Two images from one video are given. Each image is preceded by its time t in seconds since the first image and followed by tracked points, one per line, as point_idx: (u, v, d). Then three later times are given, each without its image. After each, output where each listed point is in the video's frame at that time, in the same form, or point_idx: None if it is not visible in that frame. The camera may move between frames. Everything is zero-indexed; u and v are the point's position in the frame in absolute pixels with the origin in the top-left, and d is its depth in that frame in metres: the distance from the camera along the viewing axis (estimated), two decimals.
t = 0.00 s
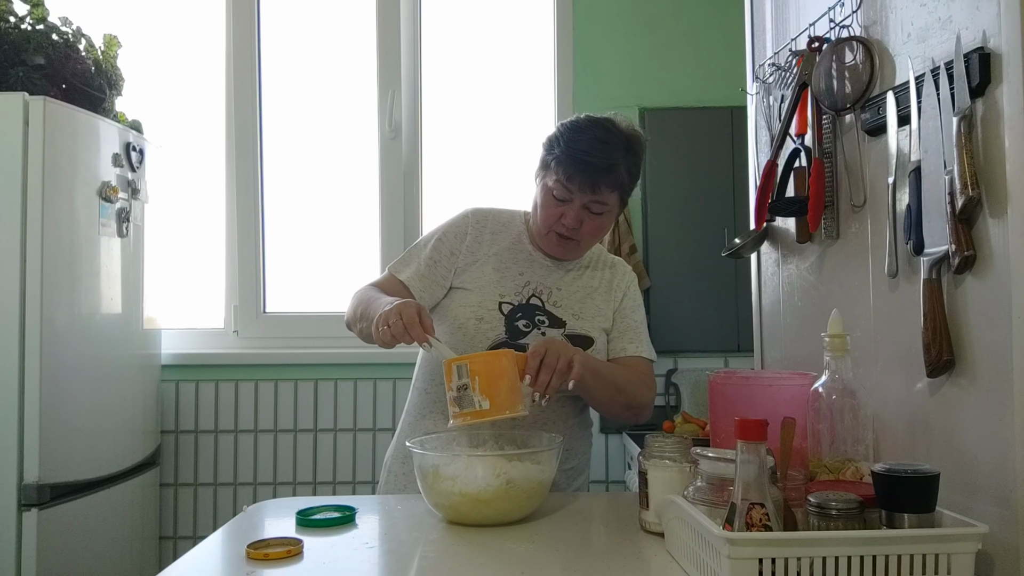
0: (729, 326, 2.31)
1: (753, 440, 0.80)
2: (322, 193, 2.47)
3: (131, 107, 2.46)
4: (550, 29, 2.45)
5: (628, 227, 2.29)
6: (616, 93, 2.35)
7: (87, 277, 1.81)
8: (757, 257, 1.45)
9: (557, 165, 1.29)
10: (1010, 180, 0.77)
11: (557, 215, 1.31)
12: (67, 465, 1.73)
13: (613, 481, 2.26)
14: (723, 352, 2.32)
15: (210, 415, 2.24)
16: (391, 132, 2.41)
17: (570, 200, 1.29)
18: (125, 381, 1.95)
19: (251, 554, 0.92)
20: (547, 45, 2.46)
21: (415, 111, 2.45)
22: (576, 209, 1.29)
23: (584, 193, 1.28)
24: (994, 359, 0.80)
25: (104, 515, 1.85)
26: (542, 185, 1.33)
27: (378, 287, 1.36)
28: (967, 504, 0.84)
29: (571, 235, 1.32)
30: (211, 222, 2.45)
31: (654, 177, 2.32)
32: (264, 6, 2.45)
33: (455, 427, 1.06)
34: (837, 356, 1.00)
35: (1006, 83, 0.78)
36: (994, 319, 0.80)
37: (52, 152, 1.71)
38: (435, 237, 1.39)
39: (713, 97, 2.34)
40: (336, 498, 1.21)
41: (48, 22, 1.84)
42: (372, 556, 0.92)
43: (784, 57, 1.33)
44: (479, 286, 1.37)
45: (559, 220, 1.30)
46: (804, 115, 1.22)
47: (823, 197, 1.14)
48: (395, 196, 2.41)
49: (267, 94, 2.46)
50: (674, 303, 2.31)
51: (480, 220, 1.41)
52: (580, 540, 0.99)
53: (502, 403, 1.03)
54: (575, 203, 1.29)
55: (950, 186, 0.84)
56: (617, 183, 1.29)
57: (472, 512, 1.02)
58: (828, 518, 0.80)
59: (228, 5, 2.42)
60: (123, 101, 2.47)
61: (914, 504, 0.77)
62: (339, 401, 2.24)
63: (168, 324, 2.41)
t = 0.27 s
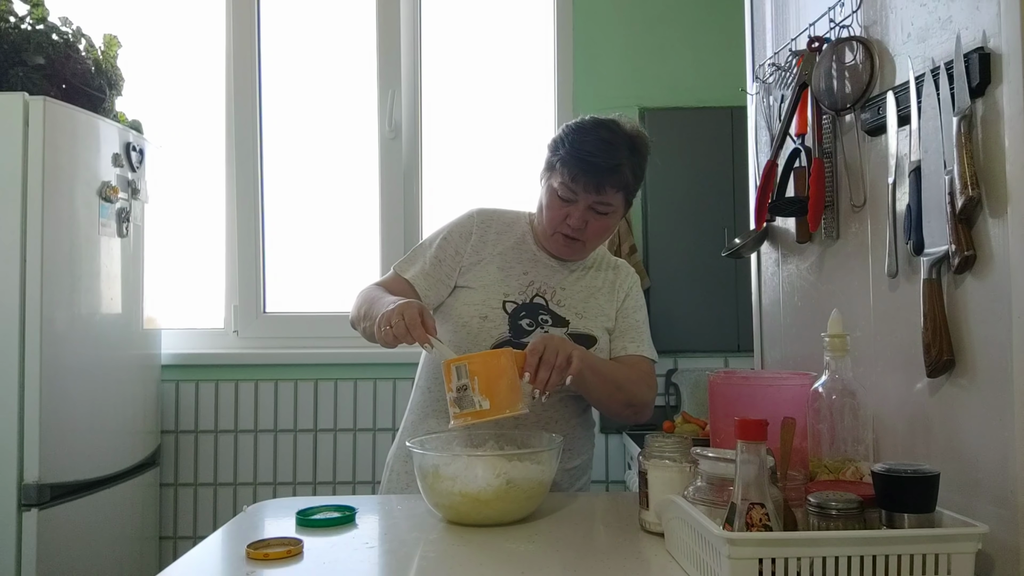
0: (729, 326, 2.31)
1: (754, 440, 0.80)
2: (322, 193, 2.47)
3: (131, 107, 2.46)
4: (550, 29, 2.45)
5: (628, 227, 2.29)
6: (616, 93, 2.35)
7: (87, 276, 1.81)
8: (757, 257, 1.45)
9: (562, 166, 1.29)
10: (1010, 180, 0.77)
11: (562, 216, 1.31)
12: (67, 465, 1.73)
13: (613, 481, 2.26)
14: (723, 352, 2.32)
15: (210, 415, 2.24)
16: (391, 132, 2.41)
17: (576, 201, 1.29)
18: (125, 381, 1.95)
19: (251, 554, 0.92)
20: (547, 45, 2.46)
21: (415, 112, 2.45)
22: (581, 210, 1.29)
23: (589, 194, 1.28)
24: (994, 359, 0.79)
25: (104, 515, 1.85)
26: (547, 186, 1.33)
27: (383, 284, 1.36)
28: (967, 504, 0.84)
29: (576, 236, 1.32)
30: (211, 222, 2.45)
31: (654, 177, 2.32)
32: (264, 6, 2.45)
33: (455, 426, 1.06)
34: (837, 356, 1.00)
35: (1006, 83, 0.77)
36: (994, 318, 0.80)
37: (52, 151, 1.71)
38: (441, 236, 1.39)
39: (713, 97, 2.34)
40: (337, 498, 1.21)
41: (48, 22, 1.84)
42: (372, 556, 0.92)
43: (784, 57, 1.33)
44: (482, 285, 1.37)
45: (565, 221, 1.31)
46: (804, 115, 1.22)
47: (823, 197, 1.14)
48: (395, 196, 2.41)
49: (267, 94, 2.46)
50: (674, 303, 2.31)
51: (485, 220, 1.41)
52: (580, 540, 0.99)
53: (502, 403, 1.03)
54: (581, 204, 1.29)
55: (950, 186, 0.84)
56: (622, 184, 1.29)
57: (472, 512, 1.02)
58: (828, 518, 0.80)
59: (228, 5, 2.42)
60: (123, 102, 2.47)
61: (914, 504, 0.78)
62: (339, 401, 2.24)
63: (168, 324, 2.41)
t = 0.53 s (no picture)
0: (729, 326, 2.31)
1: (754, 440, 0.80)
2: (322, 193, 2.47)
3: (131, 107, 2.46)
4: (550, 29, 2.45)
5: (628, 227, 2.29)
6: (616, 93, 2.35)
7: (87, 277, 1.81)
8: (757, 257, 1.45)
9: (566, 167, 1.29)
10: (1010, 180, 0.77)
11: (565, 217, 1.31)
12: (67, 465, 1.73)
13: (613, 481, 2.26)
14: (723, 352, 2.32)
15: (210, 415, 2.24)
16: (391, 132, 2.41)
17: (579, 201, 1.29)
18: (125, 381, 1.95)
19: (251, 554, 0.92)
20: (547, 44, 2.46)
21: (415, 111, 2.45)
22: (585, 211, 1.29)
23: (592, 194, 1.28)
24: (994, 359, 0.79)
25: (104, 515, 1.85)
26: (550, 186, 1.33)
27: (385, 283, 1.36)
28: (967, 504, 0.84)
29: (579, 236, 1.32)
30: (211, 222, 2.45)
31: (654, 177, 2.32)
32: (263, 6, 2.45)
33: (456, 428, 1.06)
34: (837, 356, 1.00)
35: (1006, 83, 0.77)
36: (994, 318, 0.80)
37: (52, 151, 1.71)
38: (444, 235, 1.39)
39: (713, 97, 2.34)
40: (337, 498, 1.21)
41: (48, 22, 1.84)
42: (372, 556, 0.93)
43: (784, 57, 1.33)
44: (484, 284, 1.37)
45: (568, 221, 1.31)
46: (804, 115, 1.22)
47: (823, 197, 1.14)
48: (395, 197, 2.41)
49: (267, 94, 2.46)
50: (674, 303, 2.31)
51: (488, 220, 1.41)
52: (581, 540, 0.99)
53: (503, 405, 1.03)
54: (584, 204, 1.29)
55: (950, 186, 0.84)
56: (625, 184, 1.29)
57: (472, 512, 1.02)
58: (828, 518, 0.80)
59: (228, 5, 2.42)
60: (123, 102, 2.47)
61: (914, 504, 0.78)
62: (339, 401, 2.24)
63: (168, 324, 2.41)
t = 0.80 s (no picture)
0: (729, 326, 2.31)
1: (754, 440, 0.80)
2: (322, 193, 2.47)
3: (131, 107, 2.46)
4: (550, 29, 2.45)
5: (628, 227, 2.29)
6: (616, 93, 2.35)
7: (87, 277, 1.81)
8: (757, 257, 1.44)
9: (565, 167, 1.29)
10: (1010, 181, 0.77)
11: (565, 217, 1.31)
12: (67, 465, 1.73)
13: (613, 481, 2.26)
14: (723, 352, 2.32)
15: (210, 415, 2.24)
16: (391, 132, 2.41)
17: (579, 201, 1.29)
18: (125, 381, 1.95)
19: (251, 554, 0.92)
20: (547, 44, 2.46)
21: (415, 111, 2.45)
22: (585, 210, 1.29)
23: (593, 194, 1.28)
24: (994, 359, 0.79)
25: (104, 515, 1.85)
26: (550, 186, 1.33)
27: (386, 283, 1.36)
28: (967, 504, 0.84)
29: (579, 236, 1.32)
30: (211, 222, 2.45)
31: (654, 177, 2.32)
32: (263, 6, 2.45)
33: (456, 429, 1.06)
34: (837, 356, 1.00)
35: (1006, 83, 0.77)
36: (993, 318, 0.80)
37: (52, 151, 1.70)
38: (444, 235, 1.39)
39: (713, 97, 2.34)
40: (337, 498, 1.21)
41: (48, 22, 1.84)
42: (372, 556, 0.93)
43: (784, 57, 1.33)
44: (484, 284, 1.37)
45: (568, 221, 1.31)
46: (805, 115, 1.22)
47: (823, 197, 1.14)
48: (395, 197, 2.41)
49: (267, 94, 2.46)
50: (674, 303, 2.31)
51: (488, 220, 1.41)
52: (581, 540, 0.99)
53: (504, 406, 1.04)
54: (584, 204, 1.29)
55: (950, 186, 0.84)
56: (625, 183, 1.29)
57: (472, 512, 1.02)
58: (828, 518, 0.80)
59: (228, 5, 2.42)
60: (123, 102, 2.47)
61: (914, 504, 0.78)
62: (339, 401, 2.24)
63: (168, 324, 2.41)
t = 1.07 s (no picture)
0: (729, 325, 2.31)
1: (753, 440, 0.80)
2: (322, 193, 2.47)
3: (131, 107, 2.46)
4: (550, 29, 2.45)
5: (628, 227, 2.29)
6: (616, 93, 2.35)
7: (87, 277, 1.81)
8: (757, 257, 1.44)
9: (565, 167, 1.29)
10: (1010, 181, 0.77)
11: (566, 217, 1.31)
12: (67, 465, 1.73)
13: (613, 482, 2.26)
14: (723, 352, 2.32)
15: (210, 415, 2.24)
16: (391, 132, 2.41)
17: (580, 200, 1.29)
18: (125, 381, 1.95)
19: (251, 554, 0.92)
20: (547, 44, 2.46)
21: (415, 111, 2.45)
22: (585, 210, 1.29)
23: (593, 193, 1.28)
24: (994, 359, 0.80)
25: (103, 515, 1.85)
26: (549, 187, 1.33)
27: (384, 283, 1.35)
28: (967, 504, 0.84)
29: (581, 236, 1.32)
30: (211, 222, 2.45)
31: (654, 177, 2.32)
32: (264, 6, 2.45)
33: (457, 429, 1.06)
34: (837, 356, 1.00)
35: (1006, 83, 0.77)
36: (993, 318, 0.80)
37: (52, 151, 1.71)
38: (444, 235, 1.39)
39: (713, 97, 2.34)
40: (336, 498, 1.21)
41: (48, 22, 1.84)
42: (372, 556, 0.93)
43: (784, 57, 1.33)
44: (483, 284, 1.37)
45: (569, 221, 1.31)
46: (805, 115, 1.22)
47: (823, 197, 1.14)
48: (395, 197, 2.41)
49: (267, 94, 2.46)
50: (674, 303, 2.31)
51: (488, 220, 1.41)
52: (581, 540, 0.99)
53: (504, 406, 1.03)
54: (585, 203, 1.29)
55: (950, 186, 0.84)
56: (625, 182, 1.30)
57: (472, 512, 1.02)
58: (828, 518, 0.80)
59: (228, 5, 2.42)
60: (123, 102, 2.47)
61: (914, 504, 0.78)
62: (339, 401, 2.24)
63: (168, 324, 2.41)
